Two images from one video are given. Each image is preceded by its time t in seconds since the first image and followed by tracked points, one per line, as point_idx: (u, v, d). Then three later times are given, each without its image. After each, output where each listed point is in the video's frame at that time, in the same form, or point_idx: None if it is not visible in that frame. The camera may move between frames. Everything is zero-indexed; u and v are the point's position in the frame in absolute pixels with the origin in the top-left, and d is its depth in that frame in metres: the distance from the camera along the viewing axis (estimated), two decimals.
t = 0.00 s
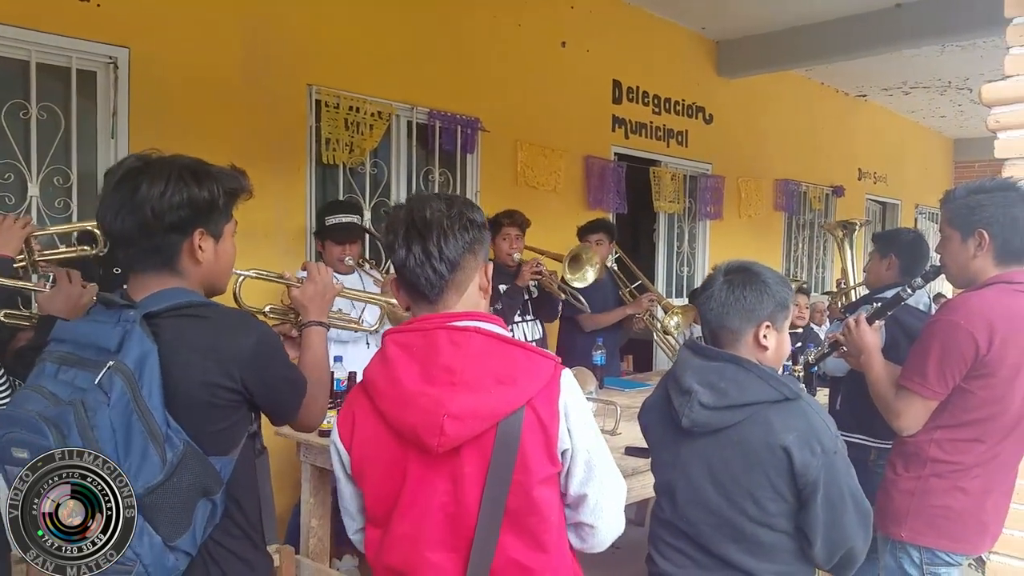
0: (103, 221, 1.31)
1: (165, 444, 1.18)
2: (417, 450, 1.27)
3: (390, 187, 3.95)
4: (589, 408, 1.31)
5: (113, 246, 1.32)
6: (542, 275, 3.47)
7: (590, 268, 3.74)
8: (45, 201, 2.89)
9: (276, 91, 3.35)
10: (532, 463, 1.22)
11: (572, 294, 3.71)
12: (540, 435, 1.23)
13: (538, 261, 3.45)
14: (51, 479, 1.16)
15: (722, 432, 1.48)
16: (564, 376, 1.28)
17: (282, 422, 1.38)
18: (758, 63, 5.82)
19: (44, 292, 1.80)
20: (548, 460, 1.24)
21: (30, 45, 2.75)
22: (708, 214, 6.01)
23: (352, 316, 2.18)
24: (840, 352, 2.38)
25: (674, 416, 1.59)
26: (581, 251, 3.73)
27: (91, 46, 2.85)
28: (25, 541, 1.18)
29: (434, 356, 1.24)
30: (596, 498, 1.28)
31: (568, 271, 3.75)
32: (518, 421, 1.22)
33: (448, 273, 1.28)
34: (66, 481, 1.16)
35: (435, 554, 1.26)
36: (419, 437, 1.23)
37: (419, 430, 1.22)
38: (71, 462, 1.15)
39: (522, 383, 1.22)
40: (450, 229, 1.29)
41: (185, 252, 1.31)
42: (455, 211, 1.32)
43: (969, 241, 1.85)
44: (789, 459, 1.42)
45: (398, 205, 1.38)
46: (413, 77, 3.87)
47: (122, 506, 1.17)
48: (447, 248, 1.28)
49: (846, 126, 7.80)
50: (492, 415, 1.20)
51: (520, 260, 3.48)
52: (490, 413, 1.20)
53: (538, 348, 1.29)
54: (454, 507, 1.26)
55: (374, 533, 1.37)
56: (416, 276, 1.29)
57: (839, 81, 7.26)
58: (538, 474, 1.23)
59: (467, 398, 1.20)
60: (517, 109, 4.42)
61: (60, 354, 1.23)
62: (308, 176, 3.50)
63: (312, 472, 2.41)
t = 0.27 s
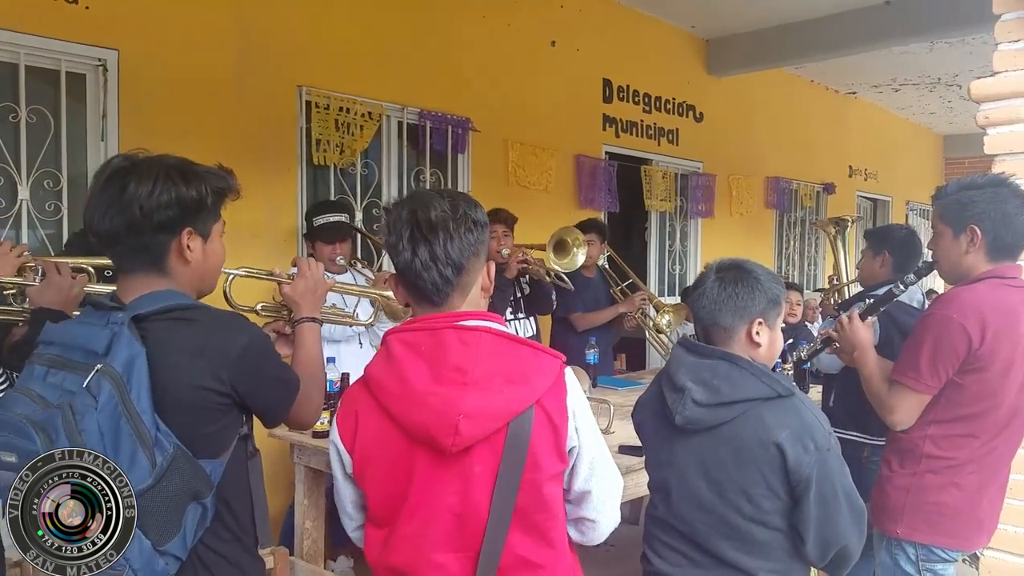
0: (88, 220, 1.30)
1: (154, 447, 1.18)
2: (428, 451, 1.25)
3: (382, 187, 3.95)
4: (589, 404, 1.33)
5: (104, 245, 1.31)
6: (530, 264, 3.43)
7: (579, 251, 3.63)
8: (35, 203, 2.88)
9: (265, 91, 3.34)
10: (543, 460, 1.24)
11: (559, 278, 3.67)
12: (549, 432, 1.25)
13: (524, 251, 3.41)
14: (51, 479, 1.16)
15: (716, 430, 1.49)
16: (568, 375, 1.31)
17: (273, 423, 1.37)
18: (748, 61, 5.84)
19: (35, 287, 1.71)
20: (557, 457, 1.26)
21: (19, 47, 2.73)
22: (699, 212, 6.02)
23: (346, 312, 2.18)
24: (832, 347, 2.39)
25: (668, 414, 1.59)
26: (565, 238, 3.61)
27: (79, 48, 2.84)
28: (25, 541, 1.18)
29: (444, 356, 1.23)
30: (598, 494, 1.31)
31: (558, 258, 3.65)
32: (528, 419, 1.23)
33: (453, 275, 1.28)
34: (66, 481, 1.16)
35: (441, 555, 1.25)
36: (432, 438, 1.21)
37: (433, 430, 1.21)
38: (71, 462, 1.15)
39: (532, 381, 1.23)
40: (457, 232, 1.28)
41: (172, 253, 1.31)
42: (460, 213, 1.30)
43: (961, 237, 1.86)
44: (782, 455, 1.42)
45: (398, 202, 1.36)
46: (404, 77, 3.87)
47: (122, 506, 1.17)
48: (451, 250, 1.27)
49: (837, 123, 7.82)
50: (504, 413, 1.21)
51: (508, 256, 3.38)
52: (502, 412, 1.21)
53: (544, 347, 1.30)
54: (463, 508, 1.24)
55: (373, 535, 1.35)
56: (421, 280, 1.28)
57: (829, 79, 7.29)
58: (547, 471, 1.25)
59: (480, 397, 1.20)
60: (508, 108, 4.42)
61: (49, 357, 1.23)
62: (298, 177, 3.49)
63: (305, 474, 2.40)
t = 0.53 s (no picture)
0: (76, 217, 1.30)
1: (140, 452, 1.17)
2: (429, 453, 1.25)
3: (375, 189, 3.95)
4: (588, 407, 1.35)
5: (90, 245, 1.32)
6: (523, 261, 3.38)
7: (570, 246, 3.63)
8: (26, 203, 2.87)
9: (258, 92, 3.31)
10: (545, 461, 1.25)
11: (552, 275, 3.65)
12: (551, 433, 1.26)
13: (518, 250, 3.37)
14: (51, 479, 1.16)
15: (708, 433, 1.49)
16: (568, 378, 1.32)
17: (264, 428, 1.37)
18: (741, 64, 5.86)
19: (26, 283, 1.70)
20: (558, 458, 1.27)
21: (10, 47, 2.73)
22: (692, 215, 6.04)
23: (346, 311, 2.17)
24: (824, 348, 2.41)
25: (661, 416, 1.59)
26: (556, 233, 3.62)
27: (71, 48, 2.83)
28: (25, 541, 1.18)
29: (449, 358, 1.23)
30: (596, 491, 1.32)
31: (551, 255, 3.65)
32: (531, 423, 1.24)
33: (459, 279, 1.28)
34: (66, 481, 1.16)
35: (441, 557, 1.25)
36: (436, 440, 1.21)
37: (438, 433, 1.21)
38: (71, 462, 1.16)
39: (536, 384, 1.24)
40: (463, 236, 1.28)
41: (161, 250, 1.31)
42: (466, 216, 1.30)
43: (950, 240, 1.87)
44: (773, 460, 1.43)
45: (399, 203, 1.35)
46: (397, 79, 3.87)
47: (122, 506, 1.17)
48: (457, 254, 1.27)
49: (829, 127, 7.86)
50: (509, 417, 1.21)
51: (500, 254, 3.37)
52: (507, 415, 1.21)
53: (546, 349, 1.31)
54: (466, 510, 1.24)
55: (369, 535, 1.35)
56: (426, 284, 1.28)
57: (821, 83, 7.32)
58: (548, 473, 1.25)
59: (486, 400, 1.21)
60: (502, 110, 4.42)
61: (36, 359, 1.24)
62: (291, 178, 3.48)
63: (297, 476, 2.40)
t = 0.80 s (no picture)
0: (55, 219, 1.29)
1: (120, 458, 1.17)
2: (416, 457, 1.25)
3: (361, 190, 3.93)
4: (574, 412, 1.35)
5: (70, 246, 1.31)
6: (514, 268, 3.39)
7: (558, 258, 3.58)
8: (8, 204, 2.84)
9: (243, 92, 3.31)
10: (531, 466, 1.25)
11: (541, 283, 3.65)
12: (538, 439, 1.26)
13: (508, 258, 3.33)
14: (52, 479, 1.15)
15: (692, 437, 1.50)
16: (556, 384, 1.33)
17: (248, 432, 1.36)
18: (727, 69, 5.89)
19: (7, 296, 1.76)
20: (544, 463, 1.28)
21: None
22: (678, 219, 6.06)
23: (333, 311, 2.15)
24: (807, 350, 2.43)
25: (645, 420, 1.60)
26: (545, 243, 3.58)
27: (54, 47, 2.81)
28: (24, 541, 1.16)
29: (438, 362, 1.23)
30: (573, 497, 1.33)
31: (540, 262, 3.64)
32: (519, 428, 1.24)
33: (450, 278, 1.27)
34: (67, 482, 1.15)
35: (426, 561, 1.25)
36: (424, 445, 1.21)
37: (426, 438, 1.20)
38: (71, 462, 1.15)
39: (524, 391, 1.24)
40: (455, 236, 1.28)
41: (141, 252, 1.30)
42: (459, 216, 1.30)
43: (929, 244, 1.89)
44: (757, 464, 1.43)
45: (392, 203, 1.35)
46: (383, 81, 3.86)
47: (122, 506, 1.17)
48: (449, 252, 1.27)
49: (813, 132, 7.91)
50: (498, 423, 1.22)
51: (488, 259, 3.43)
52: (496, 421, 1.21)
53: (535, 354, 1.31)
54: (454, 515, 1.24)
55: (354, 537, 1.35)
56: (416, 282, 1.28)
57: (805, 88, 7.37)
58: (535, 478, 1.26)
59: (473, 406, 1.21)
60: (488, 113, 4.42)
61: (14, 366, 1.23)
62: (277, 180, 3.47)
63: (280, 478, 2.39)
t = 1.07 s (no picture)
0: (38, 223, 1.28)
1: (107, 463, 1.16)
2: (401, 463, 1.24)
3: (347, 194, 3.92)
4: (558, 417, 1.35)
5: (53, 249, 1.30)
6: (506, 280, 3.44)
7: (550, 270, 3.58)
8: None
9: (226, 94, 3.29)
10: (517, 472, 1.25)
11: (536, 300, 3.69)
12: (524, 444, 1.26)
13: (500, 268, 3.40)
14: (52, 479, 1.14)
15: (677, 440, 1.50)
16: (541, 390, 1.33)
17: (235, 437, 1.35)
18: (711, 75, 5.93)
19: None
20: (530, 469, 1.28)
21: None
22: (663, 223, 6.08)
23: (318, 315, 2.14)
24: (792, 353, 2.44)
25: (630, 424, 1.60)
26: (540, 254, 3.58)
27: (37, 49, 2.78)
28: (24, 541, 1.14)
29: (423, 367, 1.23)
30: (556, 503, 1.32)
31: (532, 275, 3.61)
32: (505, 433, 1.24)
33: (435, 283, 1.27)
34: (67, 481, 1.14)
35: (411, 567, 1.24)
36: (409, 451, 1.20)
37: (411, 443, 1.20)
38: (71, 462, 1.14)
39: (510, 396, 1.25)
40: (441, 241, 1.28)
41: (125, 256, 1.29)
42: (445, 221, 1.30)
43: (913, 248, 1.90)
44: (742, 467, 1.44)
45: (378, 207, 1.34)
46: (368, 85, 3.86)
47: (122, 506, 1.17)
48: (435, 257, 1.27)
49: (796, 138, 7.97)
50: (484, 428, 1.21)
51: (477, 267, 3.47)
52: (482, 426, 1.21)
53: (520, 360, 1.31)
54: (439, 521, 1.24)
55: (338, 543, 1.34)
56: (402, 287, 1.27)
57: (789, 94, 7.42)
58: (521, 483, 1.26)
59: (459, 411, 1.20)
60: (474, 117, 4.42)
61: None
62: (261, 183, 3.45)
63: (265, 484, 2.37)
